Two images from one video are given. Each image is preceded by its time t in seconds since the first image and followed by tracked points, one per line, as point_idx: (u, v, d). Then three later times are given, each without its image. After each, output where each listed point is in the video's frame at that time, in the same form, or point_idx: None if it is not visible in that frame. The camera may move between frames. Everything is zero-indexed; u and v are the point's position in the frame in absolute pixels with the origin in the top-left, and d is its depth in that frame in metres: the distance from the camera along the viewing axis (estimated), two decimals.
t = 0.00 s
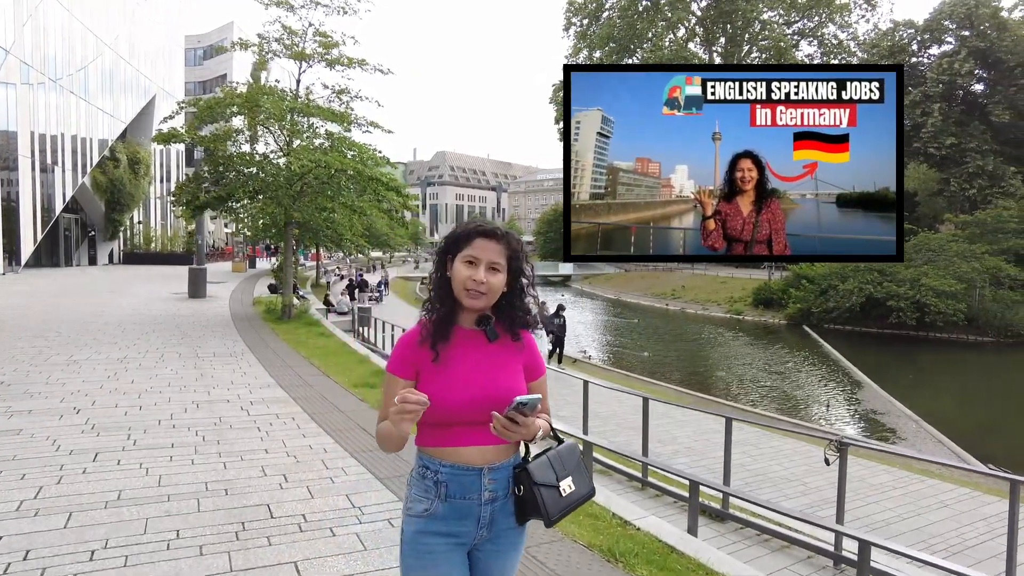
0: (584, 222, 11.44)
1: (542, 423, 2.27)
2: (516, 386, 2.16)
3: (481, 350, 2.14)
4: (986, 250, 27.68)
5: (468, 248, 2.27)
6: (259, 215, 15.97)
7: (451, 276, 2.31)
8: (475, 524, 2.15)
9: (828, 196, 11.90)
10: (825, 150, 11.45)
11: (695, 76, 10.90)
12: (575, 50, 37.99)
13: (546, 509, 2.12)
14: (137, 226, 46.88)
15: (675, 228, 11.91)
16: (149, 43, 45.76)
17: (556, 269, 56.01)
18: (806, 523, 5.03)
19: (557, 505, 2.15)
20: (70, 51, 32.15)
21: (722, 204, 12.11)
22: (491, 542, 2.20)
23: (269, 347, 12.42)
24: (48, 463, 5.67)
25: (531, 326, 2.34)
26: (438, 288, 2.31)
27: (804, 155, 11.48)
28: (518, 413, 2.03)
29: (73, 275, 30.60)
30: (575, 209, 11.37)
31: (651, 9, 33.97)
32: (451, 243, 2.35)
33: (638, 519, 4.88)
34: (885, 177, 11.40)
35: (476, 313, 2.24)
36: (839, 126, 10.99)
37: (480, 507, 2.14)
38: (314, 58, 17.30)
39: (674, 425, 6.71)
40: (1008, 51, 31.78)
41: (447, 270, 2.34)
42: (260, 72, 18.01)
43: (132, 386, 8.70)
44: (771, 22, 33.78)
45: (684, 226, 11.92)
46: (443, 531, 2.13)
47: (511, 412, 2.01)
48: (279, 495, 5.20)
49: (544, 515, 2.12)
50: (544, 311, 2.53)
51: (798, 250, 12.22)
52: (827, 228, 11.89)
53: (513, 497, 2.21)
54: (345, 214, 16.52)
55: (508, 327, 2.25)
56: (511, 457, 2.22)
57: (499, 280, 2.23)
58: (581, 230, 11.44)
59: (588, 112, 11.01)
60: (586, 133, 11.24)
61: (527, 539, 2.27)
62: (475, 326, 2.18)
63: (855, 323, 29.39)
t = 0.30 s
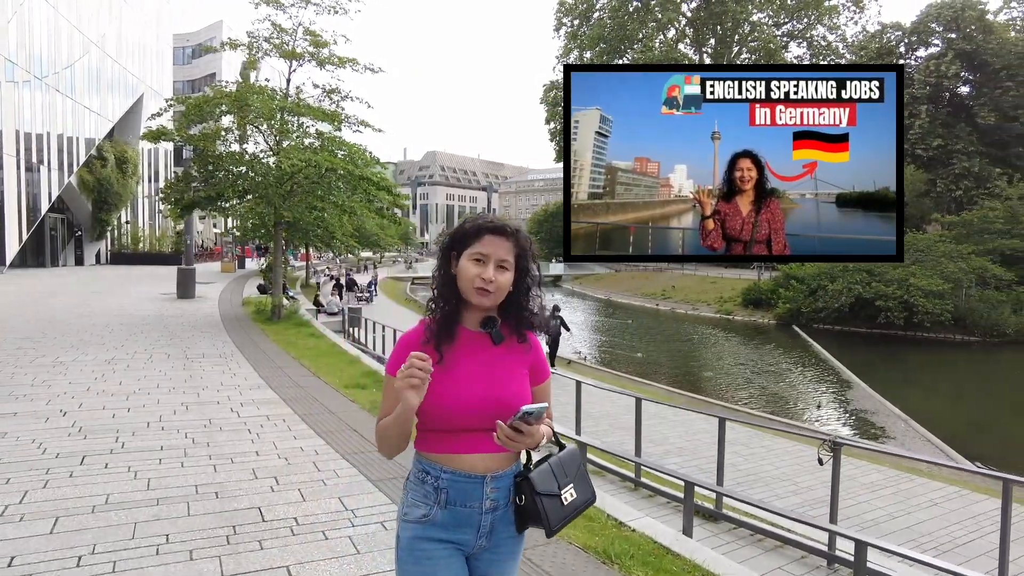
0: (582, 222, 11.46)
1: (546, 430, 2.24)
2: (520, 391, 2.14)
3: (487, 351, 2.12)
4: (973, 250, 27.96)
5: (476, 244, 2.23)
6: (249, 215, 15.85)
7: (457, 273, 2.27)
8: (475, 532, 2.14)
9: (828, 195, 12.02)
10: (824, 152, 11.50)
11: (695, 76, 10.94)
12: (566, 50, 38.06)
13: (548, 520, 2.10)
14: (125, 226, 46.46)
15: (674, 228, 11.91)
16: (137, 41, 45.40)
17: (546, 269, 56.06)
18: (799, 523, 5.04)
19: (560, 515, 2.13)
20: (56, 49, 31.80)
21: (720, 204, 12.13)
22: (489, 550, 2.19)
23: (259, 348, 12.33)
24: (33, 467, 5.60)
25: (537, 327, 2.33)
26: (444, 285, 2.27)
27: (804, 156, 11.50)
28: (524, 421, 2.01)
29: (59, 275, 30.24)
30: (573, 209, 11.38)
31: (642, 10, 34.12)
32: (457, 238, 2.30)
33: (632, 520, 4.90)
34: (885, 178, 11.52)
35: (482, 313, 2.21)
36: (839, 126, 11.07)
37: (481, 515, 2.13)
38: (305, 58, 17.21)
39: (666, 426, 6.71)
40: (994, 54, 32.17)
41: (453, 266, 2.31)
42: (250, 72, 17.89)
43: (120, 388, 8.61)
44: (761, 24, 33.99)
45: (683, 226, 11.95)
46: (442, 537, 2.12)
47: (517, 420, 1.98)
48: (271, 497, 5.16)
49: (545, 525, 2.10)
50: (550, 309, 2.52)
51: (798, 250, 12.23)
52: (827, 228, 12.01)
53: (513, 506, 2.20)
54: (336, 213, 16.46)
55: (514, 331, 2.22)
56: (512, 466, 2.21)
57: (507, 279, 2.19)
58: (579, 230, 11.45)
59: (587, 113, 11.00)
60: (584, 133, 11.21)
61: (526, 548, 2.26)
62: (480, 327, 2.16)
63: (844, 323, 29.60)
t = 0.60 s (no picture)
0: (581, 222, 11.62)
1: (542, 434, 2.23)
2: (517, 393, 2.11)
3: (478, 356, 2.07)
4: (956, 250, 28.33)
5: (458, 244, 2.17)
6: (236, 215, 15.71)
7: (439, 275, 2.21)
8: (478, 549, 2.10)
9: (828, 195, 12.29)
10: (824, 151, 11.71)
11: (693, 76, 11.17)
12: (555, 51, 38.13)
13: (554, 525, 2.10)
14: (109, 226, 45.96)
15: (673, 228, 12.22)
16: (122, 39, 44.95)
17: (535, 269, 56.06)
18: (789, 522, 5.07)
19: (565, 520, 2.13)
20: (38, 47, 31.39)
21: (720, 204, 12.36)
22: (494, 563, 2.16)
23: (246, 349, 12.24)
24: (16, 470, 5.51)
25: (519, 327, 2.31)
26: (425, 289, 2.20)
27: (803, 156, 11.71)
28: (523, 426, 1.99)
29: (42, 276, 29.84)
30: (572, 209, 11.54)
31: (630, 11, 34.25)
32: (434, 237, 2.24)
33: (622, 520, 4.91)
34: (886, 178, 11.77)
35: (467, 315, 2.16)
36: (839, 126, 11.27)
37: (486, 530, 2.10)
38: (292, 57, 17.10)
39: (655, 425, 6.73)
40: (976, 57, 32.55)
41: (432, 267, 2.24)
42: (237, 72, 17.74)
43: (105, 390, 8.50)
44: (748, 26, 34.25)
45: (682, 226, 12.24)
46: (446, 556, 2.07)
47: (519, 424, 1.96)
48: (259, 499, 5.12)
49: (554, 528, 2.11)
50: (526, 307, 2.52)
51: (797, 250, 12.49)
52: (827, 228, 12.31)
53: (518, 518, 2.18)
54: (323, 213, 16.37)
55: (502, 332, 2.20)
56: (512, 476, 2.19)
57: (493, 278, 2.17)
58: (578, 231, 11.61)
59: (586, 111, 11.17)
60: (582, 133, 11.35)
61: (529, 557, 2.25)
62: (469, 332, 2.12)
63: (831, 322, 29.82)
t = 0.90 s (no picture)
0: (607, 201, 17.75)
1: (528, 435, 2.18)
2: (503, 396, 2.07)
3: (461, 359, 2.02)
4: (944, 251, 28.64)
5: (434, 241, 2.14)
6: (226, 215, 15.64)
7: (416, 275, 2.17)
8: (468, 561, 2.03)
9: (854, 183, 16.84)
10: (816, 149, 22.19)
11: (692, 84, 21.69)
12: (547, 51, 38.23)
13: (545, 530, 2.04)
14: (99, 227, 45.63)
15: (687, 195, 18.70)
16: (112, 38, 44.69)
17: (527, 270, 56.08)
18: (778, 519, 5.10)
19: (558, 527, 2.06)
20: (26, 46, 31.08)
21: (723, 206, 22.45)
22: None
23: (237, 349, 12.21)
24: (4, 471, 5.46)
25: (501, 326, 2.29)
26: (403, 291, 2.15)
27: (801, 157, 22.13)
28: (511, 430, 1.93)
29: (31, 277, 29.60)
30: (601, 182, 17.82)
31: (622, 12, 34.37)
32: (409, 235, 2.19)
33: (613, 517, 4.93)
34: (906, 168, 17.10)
35: (449, 317, 2.12)
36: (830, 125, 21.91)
37: (474, 543, 2.03)
38: (283, 57, 17.05)
39: (647, 424, 6.76)
40: (964, 58, 32.89)
41: (408, 269, 2.19)
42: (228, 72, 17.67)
43: (94, 390, 8.44)
44: (739, 27, 34.48)
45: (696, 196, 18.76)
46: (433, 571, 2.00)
47: (506, 428, 1.90)
48: (250, 499, 5.11)
49: (544, 537, 2.04)
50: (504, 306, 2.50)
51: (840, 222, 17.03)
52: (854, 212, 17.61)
53: (507, 527, 2.12)
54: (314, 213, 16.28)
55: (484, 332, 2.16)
56: (499, 485, 2.13)
57: (474, 274, 2.14)
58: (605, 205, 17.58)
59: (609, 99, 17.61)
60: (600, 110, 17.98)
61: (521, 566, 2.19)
62: (450, 333, 2.07)
63: (821, 322, 29.94)
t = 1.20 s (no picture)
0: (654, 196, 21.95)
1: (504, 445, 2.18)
2: (478, 406, 2.08)
3: (435, 367, 2.03)
4: (937, 251, 28.79)
5: (411, 244, 2.15)
6: (221, 215, 15.63)
7: (390, 279, 2.18)
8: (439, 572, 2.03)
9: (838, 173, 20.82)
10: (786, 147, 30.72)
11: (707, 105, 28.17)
12: (543, 52, 38.41)
13: (520, 542, 2.00)
14: (95, 227, 45.56)
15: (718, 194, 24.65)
16: (107, 39, 44.61)
17: (523, 270, 56.15)
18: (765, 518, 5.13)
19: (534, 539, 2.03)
20: (20, 46, 30.96)
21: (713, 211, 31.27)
22: None
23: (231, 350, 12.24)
24: None
25: (480, 332, 2.29)
26: (378, 294, 2.16)
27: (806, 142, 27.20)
28: (482, 443, 1.92)
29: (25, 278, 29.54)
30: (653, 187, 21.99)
31: (617, 13, 34.53)
32: (386, 239, 2.21)
33: (601, 517, 4.95)
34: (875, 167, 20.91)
35: (425, 323, 2.12)
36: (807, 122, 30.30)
37: (445, 554, 2.03)
38: (277, 58, 17.03)
39: (639, 424, 6.79)
40: (958, 60, 32.64)
41: (384, 274, 2.21)
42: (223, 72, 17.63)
43: (87, 392, 8.44)
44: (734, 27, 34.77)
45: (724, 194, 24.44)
46: None
47: (478, 440, 1.89)
48: (241, 499, 5.11)
49: (519, 548, 2.01)
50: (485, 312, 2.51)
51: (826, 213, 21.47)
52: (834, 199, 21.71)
53: (480, 540, 2.11)
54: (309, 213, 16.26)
55: (461, 339, 2.17)
56: (473, 496, 2.12)
57: (450, 278, 2.15)
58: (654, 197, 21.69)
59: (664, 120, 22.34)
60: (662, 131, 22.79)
61: None
62: (424, 340, 2.08)
63: (816, 322, 29.93)
